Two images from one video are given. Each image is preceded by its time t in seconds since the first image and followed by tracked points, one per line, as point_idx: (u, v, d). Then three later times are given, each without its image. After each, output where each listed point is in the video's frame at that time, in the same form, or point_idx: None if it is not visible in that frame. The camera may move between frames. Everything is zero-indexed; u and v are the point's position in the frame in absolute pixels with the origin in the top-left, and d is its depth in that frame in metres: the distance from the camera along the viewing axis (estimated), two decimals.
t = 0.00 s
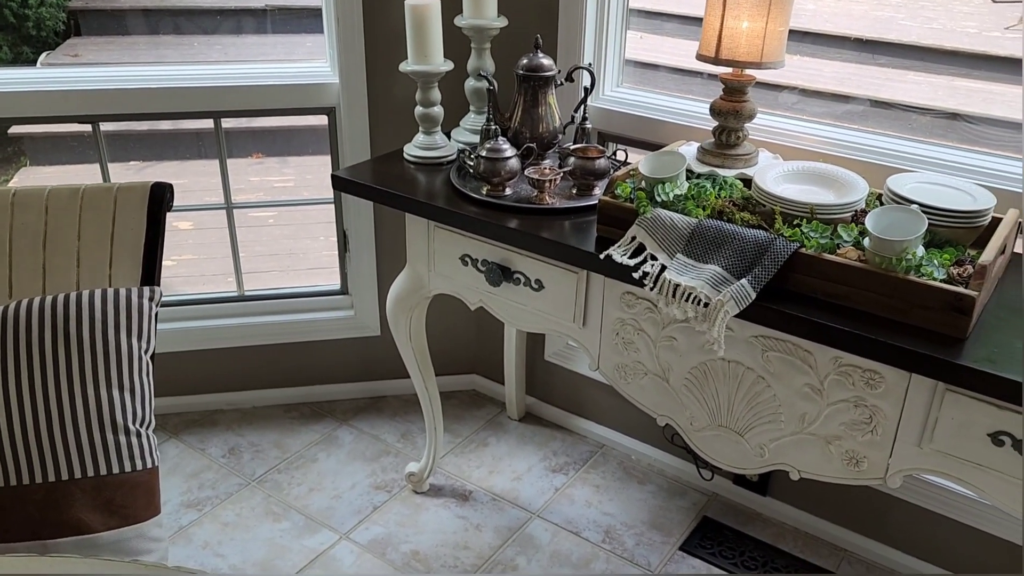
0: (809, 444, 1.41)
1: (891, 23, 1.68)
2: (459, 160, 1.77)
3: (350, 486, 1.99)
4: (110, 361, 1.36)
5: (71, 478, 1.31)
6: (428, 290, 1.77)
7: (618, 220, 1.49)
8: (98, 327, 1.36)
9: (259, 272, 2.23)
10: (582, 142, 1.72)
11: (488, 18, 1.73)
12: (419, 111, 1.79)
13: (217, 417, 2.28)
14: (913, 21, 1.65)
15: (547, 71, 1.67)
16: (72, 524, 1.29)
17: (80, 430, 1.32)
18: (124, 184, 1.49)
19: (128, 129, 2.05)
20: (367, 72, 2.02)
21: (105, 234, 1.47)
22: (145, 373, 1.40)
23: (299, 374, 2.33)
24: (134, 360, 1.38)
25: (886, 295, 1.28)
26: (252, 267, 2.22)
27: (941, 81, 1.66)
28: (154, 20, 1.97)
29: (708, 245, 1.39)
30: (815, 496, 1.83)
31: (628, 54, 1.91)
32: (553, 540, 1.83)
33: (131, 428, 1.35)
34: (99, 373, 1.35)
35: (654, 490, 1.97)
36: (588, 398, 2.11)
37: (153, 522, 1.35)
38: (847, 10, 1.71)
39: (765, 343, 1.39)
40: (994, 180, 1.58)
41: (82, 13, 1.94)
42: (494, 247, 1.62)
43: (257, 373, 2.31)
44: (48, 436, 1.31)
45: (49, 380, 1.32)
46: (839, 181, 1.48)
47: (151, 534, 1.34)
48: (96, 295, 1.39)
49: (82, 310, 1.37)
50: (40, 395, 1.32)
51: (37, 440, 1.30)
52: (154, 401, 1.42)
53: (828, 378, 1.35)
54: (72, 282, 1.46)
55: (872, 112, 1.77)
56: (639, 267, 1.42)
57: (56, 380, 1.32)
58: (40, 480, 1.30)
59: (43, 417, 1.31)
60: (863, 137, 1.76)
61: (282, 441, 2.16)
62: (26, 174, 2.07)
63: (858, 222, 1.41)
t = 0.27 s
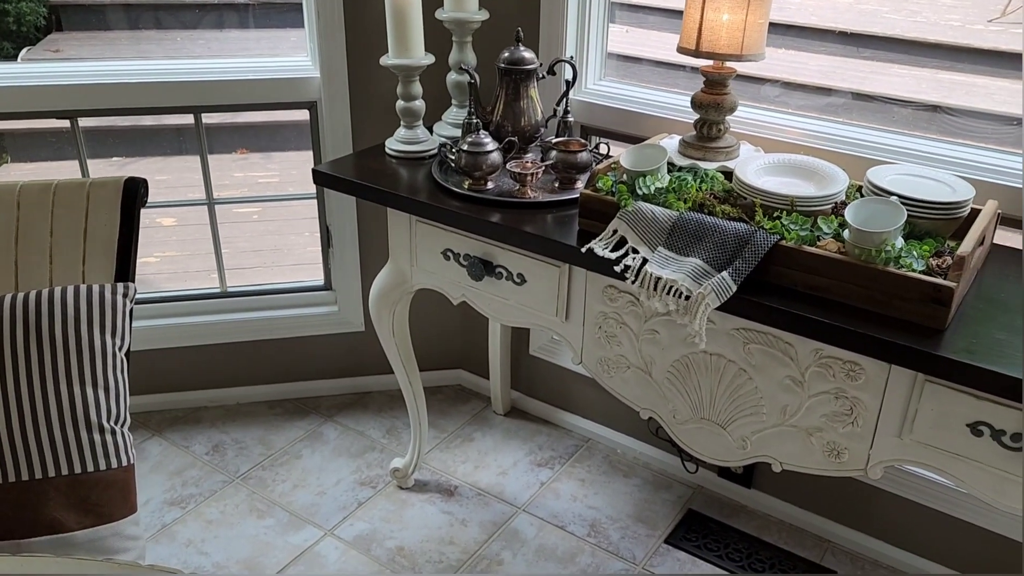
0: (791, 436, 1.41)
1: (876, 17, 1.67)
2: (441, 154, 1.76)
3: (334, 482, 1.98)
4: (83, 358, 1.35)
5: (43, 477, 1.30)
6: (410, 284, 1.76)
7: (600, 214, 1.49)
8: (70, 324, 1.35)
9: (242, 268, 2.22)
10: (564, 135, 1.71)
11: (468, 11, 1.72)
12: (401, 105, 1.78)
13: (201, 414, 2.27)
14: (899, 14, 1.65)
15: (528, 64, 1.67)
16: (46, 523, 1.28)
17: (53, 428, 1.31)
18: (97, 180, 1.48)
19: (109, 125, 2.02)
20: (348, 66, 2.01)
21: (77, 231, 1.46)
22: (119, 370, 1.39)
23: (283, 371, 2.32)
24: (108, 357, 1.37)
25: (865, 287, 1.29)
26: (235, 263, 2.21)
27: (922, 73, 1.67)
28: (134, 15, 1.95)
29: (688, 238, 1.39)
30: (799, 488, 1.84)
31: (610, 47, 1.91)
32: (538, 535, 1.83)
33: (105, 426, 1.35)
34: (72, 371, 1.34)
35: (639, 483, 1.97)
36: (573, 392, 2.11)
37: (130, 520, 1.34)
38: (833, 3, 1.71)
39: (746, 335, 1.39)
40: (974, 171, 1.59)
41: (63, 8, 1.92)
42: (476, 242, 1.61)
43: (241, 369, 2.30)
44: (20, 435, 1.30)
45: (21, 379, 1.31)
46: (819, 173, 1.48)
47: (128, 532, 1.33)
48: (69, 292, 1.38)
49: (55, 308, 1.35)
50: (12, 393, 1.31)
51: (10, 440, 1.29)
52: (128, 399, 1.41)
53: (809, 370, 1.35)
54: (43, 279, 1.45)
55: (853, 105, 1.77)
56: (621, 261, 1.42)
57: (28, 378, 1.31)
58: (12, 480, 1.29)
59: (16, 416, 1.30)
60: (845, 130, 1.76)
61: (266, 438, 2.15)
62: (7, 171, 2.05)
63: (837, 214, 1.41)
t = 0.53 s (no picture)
0: (774, 430, 1.41)
1: (861, 11, 1.68)
2: (425, 150, 1.75)
3: (320, 480, 1.98)
4: (60, 357, 1.34)
5: (21, 477, 1.29)
6: (395, 281, 1.75)
7: (584, 209, 1.48)
8: (48, 323, 1.34)
9: (226, 265, 2.21)
10: (548, 130, 1.71)
11: (451, 5, 1.71)
12: (383, 101, 1.77)
13: (185, 412, 2.26)
14: (883, 8, 1.65)
15: (512, 59, 1.66)
16: (23, 524, 1.27)
17: (30, 428, 1.30)
18: (74, 177, 1.47)
19: (91, 122, 2.01)
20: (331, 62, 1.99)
21: (54, 228, 1.44)
22: (97, 370, 1.38)
23: (269, 368, 2.31)
24: (86, 356, 1.36)
25: (847, 281, 1.29)
26: (219, 261, 2.19)
27: (904, 67, 1.67)
28: (116, 11, 1.93)
29: (672, 233, 1.39)
30: (784, 481, 1.84)
31: (594, 42, 1.90)
32: (525, 530, 1.83)
33: (83, 425, 1.34)
34: (50, 370, 1.33)
35: (626, 478, 1.97)
36: (560, 387, 2.11)
37: (109, 520, 1.33)
38: None
39: (730, 330, 1.39)
40: (956, 164, 1.59)
41: (44, 5, 1.91)
42: (460, 238, 1.61)
43: (226, 367, 2.28)
44: None
45: None
46: (803, 167, 1.49)
47: (108, 532, 1.32)
48: (46, 290, 1.37)
49: (32, 307, 1.34)
50: None
51: None
52: (107, 399, 1.40)
53: (792, 363, 1.35)
54: (20, 278, 1.43)
55: (837, 99, 1.77)
56: (605, 255, 1.42)
57: (5, 378, 1.30)
58: None
59: None
60: (829, 123, 1.76)
61: (251, 436, 2.14)
62: None
63: (820, 208, 1.42)
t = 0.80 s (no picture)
0: (756, 422, 1.42)
1: (842, 5, 1.68)
2: (405, 145, 1.74)
3: (303, 477, 1.97)
4: (35, 357, 1.33)
5: None
6: (376, 277, 1.74)
7: (565, 203, 1.48)
8: (22, 322, 1.33)
9: (206, 263, 2.19)
10: (529, 124, 1.70)
11: None
12: (364, 96, 1.76)
13: (166, 411, 2.24)
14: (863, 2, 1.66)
15: (492, 53, 1.65)
16: None
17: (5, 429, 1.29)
18: (47, 174, 1.45)
19: (68, 119, 1.98)
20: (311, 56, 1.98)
21: (27, 226, 1.42)
22: (73, 369, 1.37)
23: (251, 366, 2.29)
24: (61, 356, 1.35)
25: (827, 273, 1.29)
26: (200, 258, 2.17)
27: (883, 61, 1.68)
28: (93, 6, 1.91)
29: (653, 227, 1.39)
30: (767, 474, 1.85)
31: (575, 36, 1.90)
32: (510, 526, 1.82)
33: (59, 426, 1.33)
34: (25, 370, 1.31)
35: (610, 472, 1.98)
36: (544, 382, 2.10)
37: (86, 521, 1.32)
38: None
39: (712, 323, 1.40)
40: (935, 157, 1.60)
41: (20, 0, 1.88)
42: (441, 233, 1.60)
43: (207, 365, 2.27)
44: None
45: None
46: (783, 160, 1.49)
47: (85, 533, 1.31)
48: (20, 289, 1.35)
49: (5, 306, 1.33)
50: None
51: None
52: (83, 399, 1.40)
53: (773, 356, 1.36)
54: None
55: (817, 92, 1.77)
56: (586, 250, 1.41)
57: None
58: None
59: None
60: (809, 116, 1.76)
61: (233, 434, 2.13)
62: None
63: (800, 200, 1.42)
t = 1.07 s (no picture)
0: (736, 415, 1.42)
1: None
2: (383, 141, 1.73)
3: (284, 476, 1.96)
4: (6, 358, 1.32)
5: None
6: (356, 274, 1.73)
7: (544, 198, 1.48)
8: None
9: (185, 261, 2.17)
10: (508, 120, 1.70)
11: None
12: (341, 92, 1.75)
13: (145, 411, 2.22)
14: None
15: (470, 48, 1.65)
16: None
17: None
18: (17, 172, 1.42)
19: (43, 117, 1.96)
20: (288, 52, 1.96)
21: None
22: (45, 370, 1.37)
23: (231, 365, 2.28)
24: (33, 356, 1.34)
25: (805, 266, 1.30)
26: (178, 257, 2.16)
27: (860, 54, 1.68)
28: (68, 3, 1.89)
29: (631, 221, 1.39)
30: (748, 466, 1.86)
31: (554, 31, 1.89)
32: (492, 522, 1.82)
33: (31, 427, 1.32)
34: None
35: (593, 466, 1.98)
36: (526, 378, 2.10)
37: (60, 523, 1.31)
38: None
39: (691, 317, 1.40)
40: (911, 150, 1.61)
41: None
42: (420, 229, 1.59)
43: (187, 365, 2.25)
44: None
45: None
46: (760, 154, 1.49)
47: (59, 535, 1.30)
48: None
49: None
50: None
51: None
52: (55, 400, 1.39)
53: (752, 349, 1.36)
54: None
55: (795, 86, 1.78)
56: (565, 245, 1.41)
57: None
58: None
59: None
60: (787, 110, 1.77)
61: (213, 434, 2.11)
62: None
63: (778, 194, 1.42)
